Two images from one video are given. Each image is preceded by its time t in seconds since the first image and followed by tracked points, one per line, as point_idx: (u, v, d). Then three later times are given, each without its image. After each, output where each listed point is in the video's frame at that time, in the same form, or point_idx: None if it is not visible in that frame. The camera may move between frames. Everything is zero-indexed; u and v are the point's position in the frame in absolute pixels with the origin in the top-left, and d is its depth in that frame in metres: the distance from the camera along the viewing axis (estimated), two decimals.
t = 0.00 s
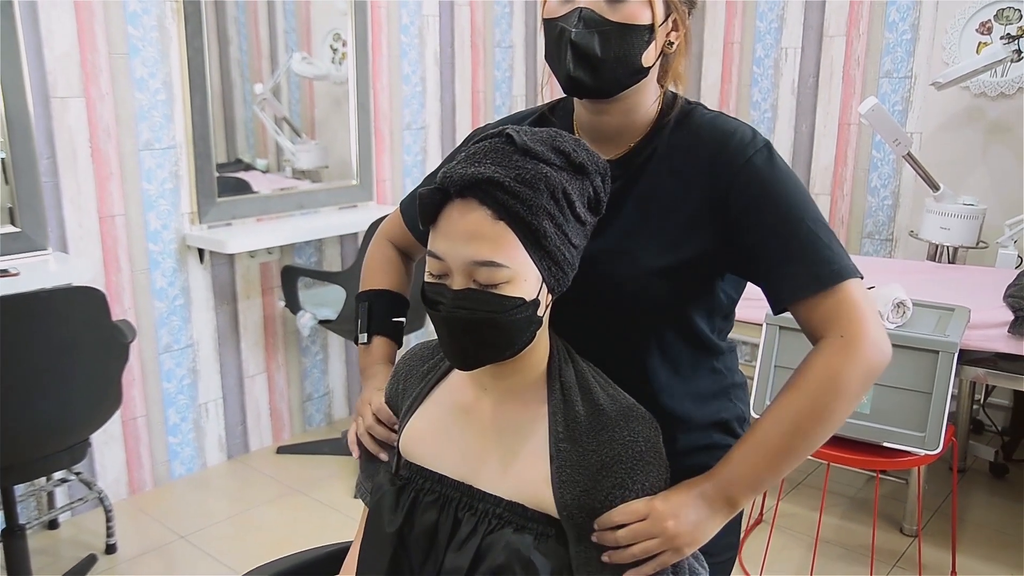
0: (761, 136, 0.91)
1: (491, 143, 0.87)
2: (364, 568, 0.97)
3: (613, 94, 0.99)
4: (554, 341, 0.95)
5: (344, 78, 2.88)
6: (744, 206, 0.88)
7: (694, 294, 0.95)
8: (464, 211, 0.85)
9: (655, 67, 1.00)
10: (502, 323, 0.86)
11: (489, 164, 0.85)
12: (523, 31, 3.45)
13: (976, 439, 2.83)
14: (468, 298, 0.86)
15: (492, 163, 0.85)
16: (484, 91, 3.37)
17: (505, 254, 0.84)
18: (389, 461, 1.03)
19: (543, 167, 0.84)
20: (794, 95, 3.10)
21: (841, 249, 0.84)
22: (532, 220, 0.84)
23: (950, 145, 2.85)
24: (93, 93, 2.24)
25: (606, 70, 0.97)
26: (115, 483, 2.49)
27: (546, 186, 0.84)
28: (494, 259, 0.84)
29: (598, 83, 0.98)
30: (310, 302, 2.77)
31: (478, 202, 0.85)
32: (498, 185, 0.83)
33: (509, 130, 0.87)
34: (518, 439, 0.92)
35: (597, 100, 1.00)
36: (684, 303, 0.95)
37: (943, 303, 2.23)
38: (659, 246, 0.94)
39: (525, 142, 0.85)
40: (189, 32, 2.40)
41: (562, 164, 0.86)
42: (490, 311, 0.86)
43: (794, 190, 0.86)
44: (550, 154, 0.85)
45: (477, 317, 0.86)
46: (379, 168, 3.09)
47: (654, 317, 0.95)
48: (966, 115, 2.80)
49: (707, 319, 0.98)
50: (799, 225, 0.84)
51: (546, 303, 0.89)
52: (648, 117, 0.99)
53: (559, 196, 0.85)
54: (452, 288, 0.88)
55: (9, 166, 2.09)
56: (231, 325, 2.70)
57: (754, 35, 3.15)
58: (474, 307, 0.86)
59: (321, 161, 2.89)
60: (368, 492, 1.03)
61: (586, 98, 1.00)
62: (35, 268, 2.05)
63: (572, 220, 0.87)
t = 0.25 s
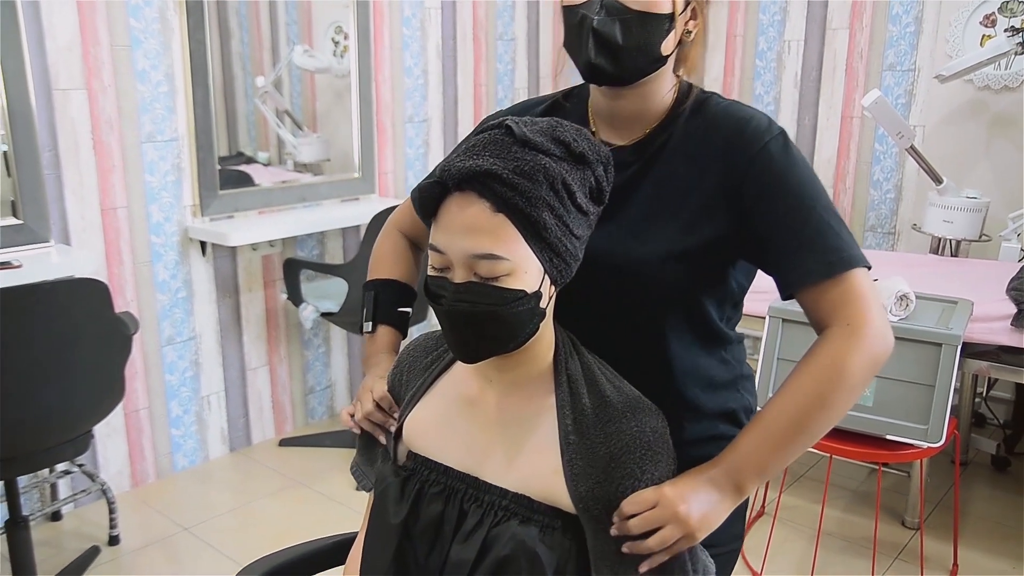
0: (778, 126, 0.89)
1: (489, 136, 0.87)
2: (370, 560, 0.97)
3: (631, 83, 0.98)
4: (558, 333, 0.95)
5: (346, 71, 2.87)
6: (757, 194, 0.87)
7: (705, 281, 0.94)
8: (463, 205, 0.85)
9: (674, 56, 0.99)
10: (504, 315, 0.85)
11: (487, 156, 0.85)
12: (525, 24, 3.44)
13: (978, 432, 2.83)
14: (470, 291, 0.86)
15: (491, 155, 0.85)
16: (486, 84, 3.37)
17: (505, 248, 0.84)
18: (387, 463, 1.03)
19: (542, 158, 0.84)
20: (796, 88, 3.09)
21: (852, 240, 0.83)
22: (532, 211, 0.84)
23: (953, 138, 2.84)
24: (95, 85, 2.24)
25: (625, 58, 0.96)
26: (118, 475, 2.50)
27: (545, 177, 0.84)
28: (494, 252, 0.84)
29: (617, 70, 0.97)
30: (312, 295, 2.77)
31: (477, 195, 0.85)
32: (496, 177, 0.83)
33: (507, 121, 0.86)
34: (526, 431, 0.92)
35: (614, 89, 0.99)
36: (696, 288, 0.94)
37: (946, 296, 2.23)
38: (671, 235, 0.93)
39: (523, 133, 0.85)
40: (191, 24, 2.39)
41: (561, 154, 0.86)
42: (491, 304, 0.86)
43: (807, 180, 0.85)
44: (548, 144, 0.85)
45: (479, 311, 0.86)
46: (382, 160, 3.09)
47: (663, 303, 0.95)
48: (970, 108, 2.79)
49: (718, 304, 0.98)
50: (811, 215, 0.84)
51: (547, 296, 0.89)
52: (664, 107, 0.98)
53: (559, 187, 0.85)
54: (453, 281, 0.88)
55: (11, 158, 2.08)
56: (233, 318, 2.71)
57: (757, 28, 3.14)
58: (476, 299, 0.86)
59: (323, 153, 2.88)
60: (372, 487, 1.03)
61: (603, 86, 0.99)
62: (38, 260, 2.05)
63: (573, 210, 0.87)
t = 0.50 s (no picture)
0: (802, 105, 0.90)
1: (491, 125, 0.86)
2: (382, 543, 0.98)
3: (658, 67, 0.96)
4: (569, 315, 0.93)
5: (349, 61, 2.86)
6: (785, 169, 0.88)
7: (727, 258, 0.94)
8: (469, 199, 0.85)
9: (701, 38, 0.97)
10: (517, 305, 0.85)
11: (491, 147, 0.84)
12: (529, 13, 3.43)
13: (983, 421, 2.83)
14: (479, 282, 0.86)
15: (494, 145, 0.84)
16: (490, 74, 3.35)
17: (514, 238, 0.84)
18: (385, 449, 1.03)
19: (545, 146, 0.84)
20: (801, 77, 3.08)
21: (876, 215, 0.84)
22: (538, 200, 0.83)
23: (959, 127, 2.83)
24: (98, 75, 2.23)
25: (654, 44, 0.94)
26: (123, 465, 2.50)
27: (549, 165, 0.83)
28: (503, 243, 0.84)
29: (646, 56, 0.95)
30: (316, 286, 2.77)
31: (482, 187, 0.84)
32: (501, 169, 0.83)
33: (509, 109, 0.86)
34: (538, 414, 0.92)
35: (642, 72, 0.98)
36: (718, 265, 0.94)
37: (953, 285, 2.22)
38: (689, 214, 0.93)
39: (525, 120, 0.84)
40: (193, 14, 2.38)
41: (565, 140, 0.85)
42: (503, 295, 0.85)
43: (834, 156, 0.86)
44: (551, 130, 0.84)
45: (492, 301, 0.86)
46: (386, 150, 3.08)
47: (681, 280, 0.94)
48: (976, 96, 2.78)
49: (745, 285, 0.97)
50: (841, 190, 0.84)
51: (558, 282, 0.89)
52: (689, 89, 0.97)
53: (564, 173, 0.84)
54: (464, 274, 0.88)
55: (15, 149, 2.08)
56: (237, 308, 2.71)
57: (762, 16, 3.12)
58: (488, 291, 0.86)
59: (327, 144, 2.88)
60: (383, 470, 1.03)
61: (630, 70, 0.98)
62: (44, 251, 2.05)
63: (580, 195, 0.87)
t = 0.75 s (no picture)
0: (797, 83, 0.90)
1: (496, 115, 0.86)
2: (381, 534, 0.98)
3: (653, 65, 0.94)
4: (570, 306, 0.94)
5: (345, 56, 2.86)
6: (792, 142, 0.87)
7: (728, 241, 0.94)
8: (473, 186, 0.85)
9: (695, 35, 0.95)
10: (520, 293, 0.85)
11: (496, 136, 0.84)
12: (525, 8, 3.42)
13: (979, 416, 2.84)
14: (485, 269, 0.86)
15: (499, 134, 0.84)
16: (486, 68, 3.35)
17: (517, 226, 0.84)
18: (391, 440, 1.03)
19: (550, 135, 0.84)
20: (797, 73, 3.08)
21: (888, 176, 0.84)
22: (543, 188, 0.83)
23: (955, 122, 2.83)
24: (94, 70, 2.22)
25: (648, 42, 0.92)
26: (120, 461, 2.50)
27: (554, 153, 0.83)
28: (506, 231, 0.84)
29: (639, 55, 0.93)
30: (313, 281, 2.76)
31: (488, 174, 0.84)
32: (506, 157, 0.83)
33: (514, 99, 0.86)
34: (535, 406, 0.92)
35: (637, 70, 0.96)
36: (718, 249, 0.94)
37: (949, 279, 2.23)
38: (687, 203, 0.93)
39: (530, 110, 0.84)
40: (188, 10, 2.37)
41: (569, 130, 0.85)
42: (507, 282, 0.85)
43: (836, 124, 0.86)
44: (555, 120, 0.84)
45: (495, 289, 0.85)
46: (382, 145, 3.07)
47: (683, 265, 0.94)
48: (972, 91, 2.78)
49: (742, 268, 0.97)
50: (849, 157, 0.84)
51: (562, 270, 0.89)
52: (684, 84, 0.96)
53: (568, 162, 0.84)
54: (468, 261, 0.87)
55: (11, 144, 2.08)
56: (234, 304, 2.70)
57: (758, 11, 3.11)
58: (490, 278, 0.85)
59: (323, 139, 2.87)
60: (382, 460, 1.02)
61: (624, 67, 0.96)
62: (39, 246, 2.05)
63: (584, 185, 0.87)
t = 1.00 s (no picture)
0: (775, 68, 0.90)
1: (500, 105, 0.86)
2: (374, 534, 0.97)
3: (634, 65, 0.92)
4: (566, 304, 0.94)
5: (340, 51, 2.85)
6: (766, 129, 0.87)
7: (710, 232, 0.93)
8: (475, 173, 0.85)
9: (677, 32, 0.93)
10: (517, 283, 0.85)
11: (498, 124, 0.84)
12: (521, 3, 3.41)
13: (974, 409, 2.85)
14: (480, 258, 0.85)
15: (502, 123, 0.84)
16: (482, 64, 3.34)
17: (516, 214, 0.84)
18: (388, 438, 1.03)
19: (553, 126, 0.83)
20: (793, 67, 3.08)
21: (864, 157, 0.83)
22: (543, 177, 0.83)
23: (951, 115, 2.83)
24: (88, 66, 2.21)
25: (627, 42, 0.90)
26: (116, 458, 2.49)
27: (556, 144, 0.83)
28: (505, 219, 0.84)
29: (619, 56, 0.91)
30: (309, 277, 2.76)
31: (489, 162, 0.84)
32: (507, 145, 0.82)
33: (518, 90, 0.85)
34: (528, 404, 0.92)
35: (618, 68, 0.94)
36: (704, 240, 0.93)
37: (945, 273, 2.23)
38: (677, 191, 0.92)
39: (533, 102, 0.84)
40: (182, 5, 2.36)
41: (572, 123, 0.85)
42: (504, 271, 0.85)
43: (811, 108, 0.86)
44: (559, 113, 0.84)
45: (492, 277, 0.85)
46: (378, 140, 3.06)
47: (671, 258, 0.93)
48: (968, 85, 2.78)
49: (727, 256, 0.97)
50: (822, 139, 0.83)
51: (558, 264, 0.88)
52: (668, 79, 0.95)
53: (570, 154, 0.84)
54: (465, 248, 0.87)
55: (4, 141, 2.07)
56: (230, 300, 2.70)
57: (754, 5, 3.10)
58: (487, 267, 0.85)
59: (318, 135, 2.86)
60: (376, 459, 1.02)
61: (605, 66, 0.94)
62: (33, 243, 2.04)
63: (584, 179, 0.86)
